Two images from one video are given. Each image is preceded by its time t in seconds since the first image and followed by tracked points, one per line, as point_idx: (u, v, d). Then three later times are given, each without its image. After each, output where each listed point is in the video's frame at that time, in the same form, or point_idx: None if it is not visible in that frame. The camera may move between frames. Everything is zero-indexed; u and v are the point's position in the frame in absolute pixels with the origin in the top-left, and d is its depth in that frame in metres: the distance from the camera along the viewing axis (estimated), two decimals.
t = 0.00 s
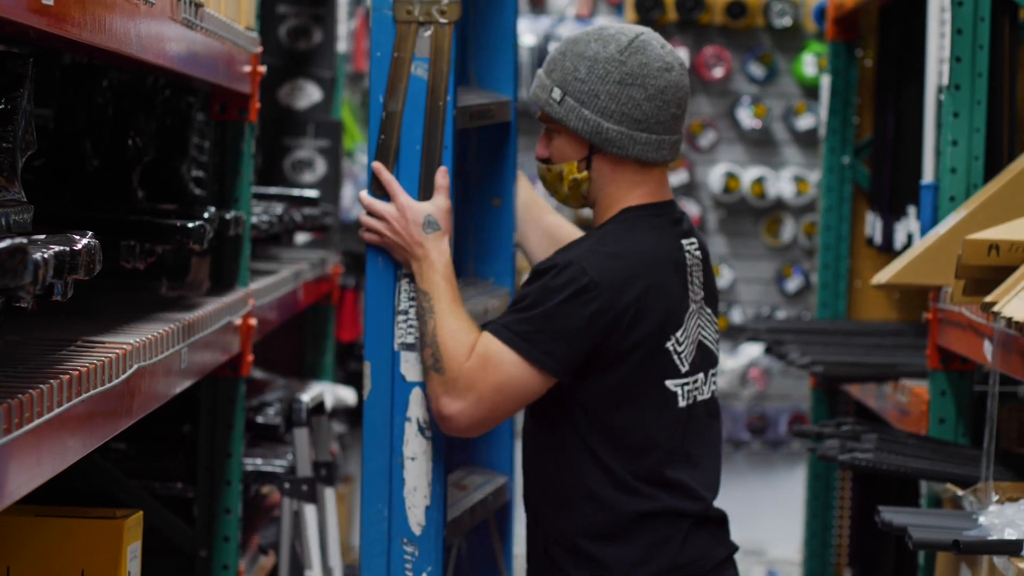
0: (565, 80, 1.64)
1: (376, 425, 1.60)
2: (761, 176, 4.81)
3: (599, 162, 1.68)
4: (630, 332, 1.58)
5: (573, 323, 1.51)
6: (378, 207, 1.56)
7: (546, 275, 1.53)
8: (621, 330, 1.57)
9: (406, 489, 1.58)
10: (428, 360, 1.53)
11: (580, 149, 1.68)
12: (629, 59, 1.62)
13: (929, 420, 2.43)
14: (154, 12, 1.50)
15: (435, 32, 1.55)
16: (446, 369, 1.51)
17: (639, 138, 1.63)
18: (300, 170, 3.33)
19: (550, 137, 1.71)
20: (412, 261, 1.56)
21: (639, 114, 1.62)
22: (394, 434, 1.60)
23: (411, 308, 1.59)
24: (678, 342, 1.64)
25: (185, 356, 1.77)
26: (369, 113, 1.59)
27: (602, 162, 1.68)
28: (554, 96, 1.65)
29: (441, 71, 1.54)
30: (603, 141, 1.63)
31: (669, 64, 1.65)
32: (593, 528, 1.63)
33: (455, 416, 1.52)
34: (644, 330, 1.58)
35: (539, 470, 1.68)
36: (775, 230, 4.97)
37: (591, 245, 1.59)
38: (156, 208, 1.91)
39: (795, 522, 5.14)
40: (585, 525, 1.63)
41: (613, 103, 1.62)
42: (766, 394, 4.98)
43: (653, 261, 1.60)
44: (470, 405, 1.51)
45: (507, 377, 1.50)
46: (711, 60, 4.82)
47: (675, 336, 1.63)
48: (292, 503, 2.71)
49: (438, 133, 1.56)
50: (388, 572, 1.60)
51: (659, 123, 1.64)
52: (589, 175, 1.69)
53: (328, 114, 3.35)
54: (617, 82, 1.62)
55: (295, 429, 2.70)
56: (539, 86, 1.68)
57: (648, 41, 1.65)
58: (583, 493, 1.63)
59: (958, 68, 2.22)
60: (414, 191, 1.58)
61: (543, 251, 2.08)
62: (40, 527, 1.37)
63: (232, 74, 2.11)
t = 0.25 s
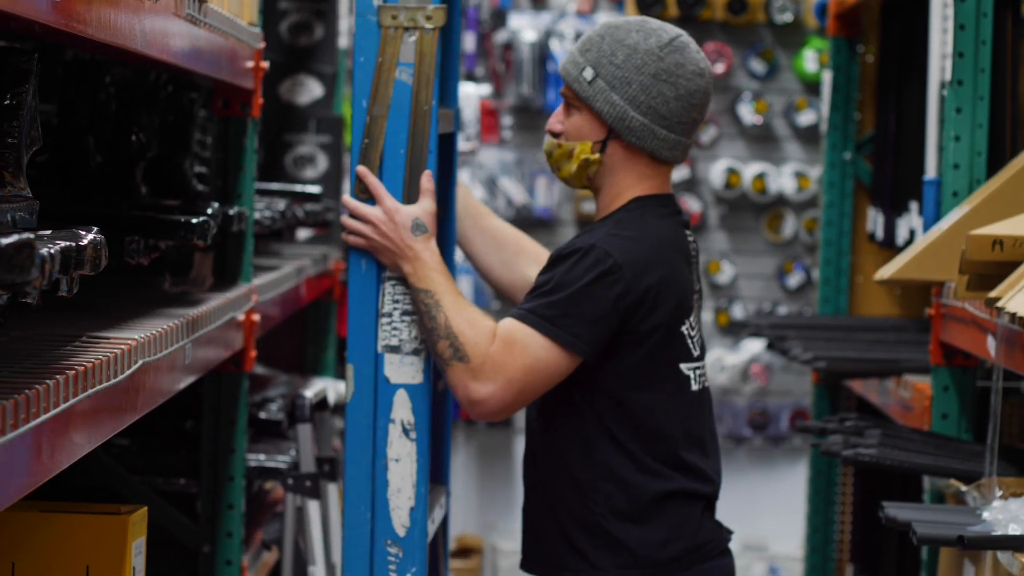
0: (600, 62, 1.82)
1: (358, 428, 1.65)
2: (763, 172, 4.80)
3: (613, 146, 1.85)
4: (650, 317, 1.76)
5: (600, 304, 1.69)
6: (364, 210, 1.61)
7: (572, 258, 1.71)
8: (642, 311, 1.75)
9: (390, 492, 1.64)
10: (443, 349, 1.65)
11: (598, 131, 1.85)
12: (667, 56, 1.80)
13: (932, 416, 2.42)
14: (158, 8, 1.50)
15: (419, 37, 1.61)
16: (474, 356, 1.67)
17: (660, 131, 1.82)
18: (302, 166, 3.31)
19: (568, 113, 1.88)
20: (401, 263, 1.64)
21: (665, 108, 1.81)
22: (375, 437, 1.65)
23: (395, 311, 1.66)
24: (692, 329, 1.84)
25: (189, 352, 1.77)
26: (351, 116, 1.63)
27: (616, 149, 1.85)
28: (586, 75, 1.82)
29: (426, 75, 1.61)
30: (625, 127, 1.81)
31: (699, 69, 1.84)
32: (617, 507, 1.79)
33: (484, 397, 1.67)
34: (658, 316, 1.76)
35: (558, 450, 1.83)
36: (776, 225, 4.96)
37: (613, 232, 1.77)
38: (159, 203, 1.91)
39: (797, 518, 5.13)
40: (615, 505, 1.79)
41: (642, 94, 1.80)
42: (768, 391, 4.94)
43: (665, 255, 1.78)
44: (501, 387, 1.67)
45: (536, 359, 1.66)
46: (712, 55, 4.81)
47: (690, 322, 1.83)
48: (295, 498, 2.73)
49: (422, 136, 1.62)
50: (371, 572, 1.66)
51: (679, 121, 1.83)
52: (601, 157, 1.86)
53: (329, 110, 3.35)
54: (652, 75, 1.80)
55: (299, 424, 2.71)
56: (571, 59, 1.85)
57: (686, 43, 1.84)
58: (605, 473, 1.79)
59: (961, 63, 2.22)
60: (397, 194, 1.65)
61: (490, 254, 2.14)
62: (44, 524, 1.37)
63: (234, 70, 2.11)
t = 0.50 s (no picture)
0: (615, 62, 1.86)
1: (333, 447, 1.65)
2: (767, 173, 4.80)
3: (621, 145, 1.89)
4: (662, 311, 1.81)
5: (613, 300, 1.73)
6: (338, 229, 1.62)
7: (584, 255, 1.75)
8: (652, 308, 1.80)
9: (366, 509, 1.64)
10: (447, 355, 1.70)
11: (606, 128, 1.89)
12: (683, 62, 1.87)
13: (939, 417, 2.42)
14: (166, 10, 1.50)
15: (391, 57, 1.62)
16: (486, 358, 1.70)
17: (669, 134, 1.87)
18: (308, 167, 3.31)
19: (575, 110, 1.92)
20: (378, 281, 1.63)
21: (678, 113, 1.87)
22: (350, 455, 1.65)
23: (369, 329, 1.66)
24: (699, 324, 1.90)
25: (197, 353, 1.77)
26: (324, 136, 1.63)
27: (625, 147, 1.89)
28: (602, 73, 1.86)
29: (398, 96, 1.62)
30: (635, 124, 1.85)
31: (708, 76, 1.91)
32: (629, 502, 1.82)
33: (496, 396, 1.71)
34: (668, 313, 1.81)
35: (569, 445, 1.85)
36: (781, 226, 4.95)
37: (623, 228, 1.81)
38: (166, 204, 1.91)
39: (802, 519, 5.12)
40: (631, 499, 1.82)
41: (659, 96, 1.85)
42: (773, 392, 4.93)
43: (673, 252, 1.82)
44: (516, 384, 1.70)
45: (552, 357, 1.69)
46: (717, 56, 4.80)
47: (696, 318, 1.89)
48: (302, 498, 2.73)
49: (394, 156, 1.63)
50: None
51: (688, 125, 1.89)
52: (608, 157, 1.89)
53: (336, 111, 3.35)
54: (668, 78, 1.86)
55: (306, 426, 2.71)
56: (583, 55, 1.88)
57: (698, 51, 1.90)
58: (617, 468, 1.82)
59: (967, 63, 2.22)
60: (370, 214, 1.65)
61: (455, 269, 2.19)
62: (53, 525, 1.37)
63: (241, 71, 2.11)
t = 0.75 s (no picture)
0: (619, 80, 1.87)
1: (310, 451, 1.62)
2: (767, 175, 4.81)
3: (635, 158, 1.91)
4: (668, 313, 1.82)
5: (615, 298, 1.74)
6: (309, 237, 1.60)
7: (589, 253, 1.77)
8: (656, 310, 1.81)
9: (345, 513, 1.61)
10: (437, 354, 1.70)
11: (620, 146, 1.90)
12: (678, 65, 1.92)
13: (940, 419, 2.42)
14: (170, 13, 1.51)
15: (355, 61, 1.60)
16: (477, 353, 1.69)
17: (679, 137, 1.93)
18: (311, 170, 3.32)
19: (580, 133, 1.92)
20: (351, 286, 1.62)
21: (682, 116, 1.93)
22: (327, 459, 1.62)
23: (343, 333, 1.63)
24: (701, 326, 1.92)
25: (200, 355, 1.77)
26: (289, 142, 1.61)
27: (637, 160, 1.92)
28: (613, 93, 1.86)
29: (363, 99, 1.60)
30: (656, 137, 1.89)
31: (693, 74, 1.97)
32: (631, 503, 1.82)
33: (491, 391, 1.70)
34: (672, 316, 1.83)
35: (571, 447, 1.85)
36: (780, 228, 4.95)
37: (627, 231, 1.82)
38: (170, 206, 1.91)
39: (802, 521, 5.12)
40: (632, 498, 1.82)
41: (667, 104, 1.91)
42: (772, 394, 4.93)
43: (676, 255, 1.84)
44: (509, 377, 1.69)
45: (549, 351, 1.70)
46: (717, 58, 4.81)
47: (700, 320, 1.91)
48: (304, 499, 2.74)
49: (361, 159, 1.61)
50: None
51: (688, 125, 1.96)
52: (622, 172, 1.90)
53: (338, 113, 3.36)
54: (671, 85, 1.91)
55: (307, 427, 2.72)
56: (584, 79, 1.86)
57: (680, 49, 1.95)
58: (620, 469, 1.83)
59: (969, 66, 2.21)
60: (340, 219, 1.64)
61: (434, 272, 2.22)
62: (56, 526, 1.37)
63: (245, 73, 2.11)
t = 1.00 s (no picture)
0: (601, 87, 1.86)
1: (309, 450, 1.62)
2: (765, 174, 4.81)
3: (625, 160, 1.90)
4: (672, 313, 1.83)
5: (618, 302, 1.75)
6: (307, 236, 1.60)
7: (593, 257, 1.77)
8: (662, 310, 1.82)
9: (344, 511, 1.61)
10: (438, 358, 1.70)
11: (610, 151, 1.89)
12: (652, 60, 1.91)
13: (940, 418, 2.42)
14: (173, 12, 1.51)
15: (351, 61, 1.61)
16: (477, 357, 1.69)
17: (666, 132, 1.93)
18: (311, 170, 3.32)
19: (570, 146, 1.90)
20: (349, 288, 1.62)
21: (664, 110, 1.92)
22: (326, 459, 1.63)
23: (341, 332, 1.64)
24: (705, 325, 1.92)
25: (202, 354, 1.77)
26: (286, 142, 1.62)
27: (626, 160, 1.91)
28: (598, 102, 1.84)
29: (360, 99, 1.61)
30: (647, 135, 1.89)
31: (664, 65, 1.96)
32: (632, 502, 1.82)
33: (489, 397, 1.70)
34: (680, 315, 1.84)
35: (573, 446, 1.85)
36: (778, 228, 4.95)
37: (631, 230, 1.83)
38: (172, 205, 1.91)
39: (800, 519, 5.12)
40: (631, 502, 1.82)
41: (650, 101, 1.90)
42: (770, 392, 4.94)
43: (679, 254, 1.84)
44: (510, 382, 1.69)
45: (551, 357, 1.71)
46: (715, 57, 4.81)
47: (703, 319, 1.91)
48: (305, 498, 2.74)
49: (357, 159, 1.62)
50: None
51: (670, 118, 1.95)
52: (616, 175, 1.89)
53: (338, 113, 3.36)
54: (650, 81, 1.90)
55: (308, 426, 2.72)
56: (567, 92, 1.85)
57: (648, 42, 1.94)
58: (621, 468, 1.83)
59: (969, 65, 2.21)
60: (337, 218, 1.64)
61: (422, 269, 2.22)
62: (60, 524, 1.37)
63: (246, 72, 2.11)
